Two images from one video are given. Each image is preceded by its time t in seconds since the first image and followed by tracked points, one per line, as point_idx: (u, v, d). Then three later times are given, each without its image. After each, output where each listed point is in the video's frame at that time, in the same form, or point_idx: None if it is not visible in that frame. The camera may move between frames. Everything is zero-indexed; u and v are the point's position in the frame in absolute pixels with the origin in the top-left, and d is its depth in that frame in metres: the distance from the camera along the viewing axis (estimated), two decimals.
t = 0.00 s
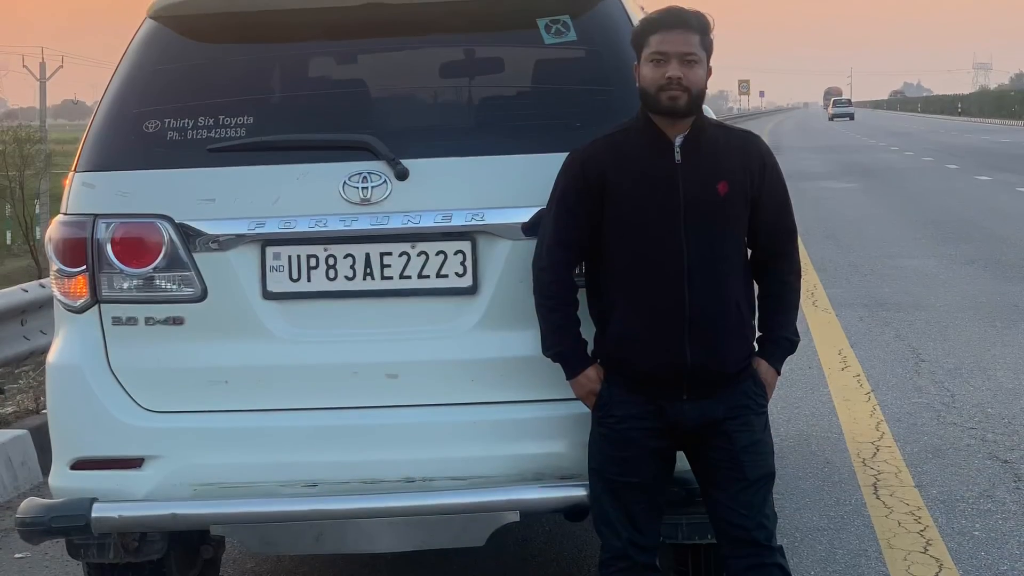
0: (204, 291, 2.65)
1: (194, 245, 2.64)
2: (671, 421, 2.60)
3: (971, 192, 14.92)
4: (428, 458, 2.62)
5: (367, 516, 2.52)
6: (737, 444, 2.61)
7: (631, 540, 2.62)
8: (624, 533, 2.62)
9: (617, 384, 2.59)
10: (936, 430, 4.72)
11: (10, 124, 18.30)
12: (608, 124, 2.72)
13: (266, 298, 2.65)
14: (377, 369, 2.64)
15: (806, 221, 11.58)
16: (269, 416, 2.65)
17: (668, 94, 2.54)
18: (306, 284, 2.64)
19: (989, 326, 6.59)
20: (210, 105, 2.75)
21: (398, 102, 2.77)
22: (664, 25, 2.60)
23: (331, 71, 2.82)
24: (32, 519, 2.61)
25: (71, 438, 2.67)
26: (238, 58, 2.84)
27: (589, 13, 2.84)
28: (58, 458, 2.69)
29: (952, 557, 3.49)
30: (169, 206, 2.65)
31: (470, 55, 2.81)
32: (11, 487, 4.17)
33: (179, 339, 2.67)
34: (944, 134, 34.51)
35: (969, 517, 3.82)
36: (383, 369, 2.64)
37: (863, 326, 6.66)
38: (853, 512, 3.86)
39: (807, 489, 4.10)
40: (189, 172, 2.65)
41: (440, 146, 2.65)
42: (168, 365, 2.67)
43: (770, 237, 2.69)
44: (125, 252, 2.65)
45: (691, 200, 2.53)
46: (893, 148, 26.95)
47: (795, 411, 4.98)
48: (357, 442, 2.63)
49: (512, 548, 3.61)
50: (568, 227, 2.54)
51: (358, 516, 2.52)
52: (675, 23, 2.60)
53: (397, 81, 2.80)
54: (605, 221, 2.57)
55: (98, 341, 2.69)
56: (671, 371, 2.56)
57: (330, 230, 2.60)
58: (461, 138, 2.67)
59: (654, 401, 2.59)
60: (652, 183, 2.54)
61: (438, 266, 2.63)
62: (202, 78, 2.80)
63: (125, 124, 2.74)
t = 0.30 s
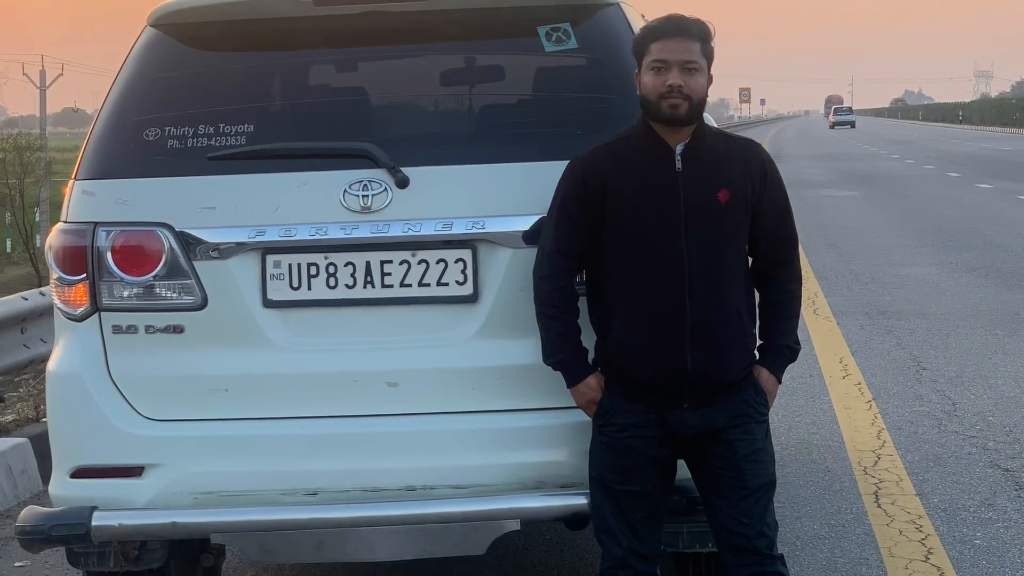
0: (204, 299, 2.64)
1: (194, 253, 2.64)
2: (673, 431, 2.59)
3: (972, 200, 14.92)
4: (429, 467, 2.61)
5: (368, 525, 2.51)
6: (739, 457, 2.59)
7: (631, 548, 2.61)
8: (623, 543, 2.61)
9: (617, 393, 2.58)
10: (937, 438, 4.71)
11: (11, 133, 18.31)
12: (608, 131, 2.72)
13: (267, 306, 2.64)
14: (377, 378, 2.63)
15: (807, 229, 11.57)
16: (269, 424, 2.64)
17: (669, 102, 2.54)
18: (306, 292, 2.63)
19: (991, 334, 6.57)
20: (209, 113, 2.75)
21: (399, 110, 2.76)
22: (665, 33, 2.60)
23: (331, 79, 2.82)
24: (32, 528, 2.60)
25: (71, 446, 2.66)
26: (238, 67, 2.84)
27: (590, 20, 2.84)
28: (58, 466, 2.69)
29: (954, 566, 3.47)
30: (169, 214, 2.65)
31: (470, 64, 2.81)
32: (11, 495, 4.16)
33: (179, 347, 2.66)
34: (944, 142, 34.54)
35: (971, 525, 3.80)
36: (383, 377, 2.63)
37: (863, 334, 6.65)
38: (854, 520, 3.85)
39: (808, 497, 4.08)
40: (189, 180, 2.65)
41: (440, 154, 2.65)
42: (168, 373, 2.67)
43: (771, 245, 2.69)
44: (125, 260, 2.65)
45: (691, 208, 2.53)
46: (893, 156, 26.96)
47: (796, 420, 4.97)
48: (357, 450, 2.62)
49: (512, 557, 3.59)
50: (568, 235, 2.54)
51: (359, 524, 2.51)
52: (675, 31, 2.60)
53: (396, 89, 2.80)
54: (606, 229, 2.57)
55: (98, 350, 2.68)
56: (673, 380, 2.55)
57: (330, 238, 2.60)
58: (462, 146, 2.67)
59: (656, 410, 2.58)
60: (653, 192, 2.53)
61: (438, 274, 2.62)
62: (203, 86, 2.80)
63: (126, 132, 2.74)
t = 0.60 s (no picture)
0: (204, 307, 2.64)
1: (194, 261, 2.63)
2: (674, 439, 2.58)
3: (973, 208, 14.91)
4: (430, 475, 2.60)
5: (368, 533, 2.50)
6: (739, 466, 2.58)
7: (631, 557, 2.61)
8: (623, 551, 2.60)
9: (618, 401, 2.57)
10: (939, 447, 4.69)
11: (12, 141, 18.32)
12: (609, 139, 2.71)
13: (267, 314, 2.64)
14: (378, 387, 2.62)
15: (807, 237, 11.57)
16: (269, 433, 2.63)
17: (670, 109, 2.53)
18: (306, 300, 2.63)
19: (992, 343, 6.56)
20: (210, 121, 2.75)
21: (399, 118, 2.75)
22: (666, 41, 2.59)
23: (331, 88, 2.82)
24: (32, 536, 2.59)
25: (70, 455, 2.65)
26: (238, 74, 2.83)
27: (591, 28, 2.83)
28: (58, 475, 2.68)
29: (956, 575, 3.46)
30: (169, 222, 2.64)
31: (470, 72, 2.80)
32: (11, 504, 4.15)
33: (179, 355, 2.65)
34: (945, 152, 34.51)
35: (972, 534, 3.79)
36: (383, 385, 2.62)
37: (865, 342, 6.64)
38: (856, 529, 3.83)
39: (809, 506, 4.07)
40: (189, 188, 2.64)
41: (440, 162, 2.64)
42: (168, 382, 2.66)
43: (771, 254, 2.68)
44: (125, 268, 2.64)
45: (692, 216, 2.52)
46: (894, 164, 26.97)
47: (797, 428, 4.95)
48: (357, 459, 2.61)
49: (513, 566, 3.58)
50: (569, 242, 2.53)
51: (359, 533, 2.50)
52: (676, 38, 2.60)
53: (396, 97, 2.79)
54: (606, 237, 2.56)
55: (98, 358, 2.67)
56: (674, 388, 2.54)
57: (330, 246, 2.59)
58: (462, 154, 2.66)
59: (657, 418, 2.57)
60: (653, 199, 2.53)
61: (439, 282, 2.61)
62: (203, 94, 2.79)
63: (126, 141, 2.73)
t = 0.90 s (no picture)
0: (205, 315, 2.63)
1: (194, 269, 2.62)
2: (674, 447, 2.57)
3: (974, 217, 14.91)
4: (431, 484, 2.59)
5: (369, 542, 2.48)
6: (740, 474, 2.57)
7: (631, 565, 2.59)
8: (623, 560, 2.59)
9: (619, 408, 2.56)
10: (940, 455, 4.68)
11: (13, 150, 18.32)
12: (610, 147, 2.71)
13: (267, 323, 2.63)
14: (379, 395, 2.61)
15: (808, 246, 11.56)
16: (269, 441, 2.62)
17: (671, 118, 2.53)
18: (306, 309, 2.62)
19: (993, 351, 6.55)
20: (210, 129, 2.74)
21: (399, 126, 2.74)
22: (667, 49, 2.59)
23: (331, 96, 2.81)
24: (32, 545, 2.58)
25: (70, 463, 2.64)
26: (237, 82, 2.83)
27: (592, 36, 2.83)
28: (58, 483, 2.67)
29: None
30: (169, 230, 2.63)
31: (470, 80, 2.80)
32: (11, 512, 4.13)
33: (179, 363, 2.65)
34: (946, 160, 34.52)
35: (974, 542, 3.77)
36: (383, 394, 2.61)
37: (866, 350, 6.62)
38: (857, 537, 3.82)
39: (810, 514, 4.05)
40: (190, 196, 2.64)
41: (441, 170, 2.64)
42: (168, 390, 2.65)
43: (772, 262, 2.68)
44: (125, 276, 2.63)
45: (693, 224, 2.52)
46: (895, 173, 26.98)
47: (798, 436, 4.94)
48: (358, 467, 2.60)
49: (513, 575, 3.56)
50: (569, 251, 2.52)
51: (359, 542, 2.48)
52: (676, 46, 2.59)
53: (397, 105, 2.79)
54: (606, 245, 2.55)
55: (98, 366, 2.66)
56: (675, 397, 2.53)
57: (330, 254, 2.58)
58: (463, 162, 2.66)
59: (657, 427, 2.56)
60: (653, 207, 2.52)
61: (439, 290, 2.61)
62: (203, 102, 2.79)
63: (126, 149, 2.73)
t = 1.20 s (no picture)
0: (205, 323, 2.62)
1: (194, 277, 2.62)
2: (674, 456, 2.56)
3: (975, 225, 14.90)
4: (431, 492, 2.58)
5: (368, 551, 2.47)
6: (739, 483, 2.56)
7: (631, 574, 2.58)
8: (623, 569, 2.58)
9: (619, 417, 2.55)
10: (941, 464, 4.66)
11: (13, 158, 18.32)
12: (611, 155, 2.70)
13: (267, 331, 2.62)
14: (380, 403, 2.60)
15: (809, 254, 11.55)
16: (270, 450, 2.61)
17: (672, 126, 2.53)
18: (307, 317, 2.61)
19: (994, 360, 6.53)
20: (210, 137, 2.74)
21: (400, 134, 2.74)
22: (668, 57, 2.59)
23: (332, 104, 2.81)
24: (32, 553, 2.57)
25: (70, 472, 2.63)
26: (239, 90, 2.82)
27: (593, 44, 2.83)
28: (58, 492, 2.66)
29: None
30: (170, 238, 2.63)
31: (471, 88, 2.79)
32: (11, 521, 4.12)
33: (179, 372, 2.64)
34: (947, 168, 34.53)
35: (975, 551, 3.76)
36: (383, 402, 2.60)
37: (867, 358, 6.61)
38: (858, 546, 3.80)
39: (811, 522, 4.03)
40: (190, 205, 2.63)
41: (441, 178, 2.63)
42: (167, 399, 2.64)
43: (773, 270, 2.67)
44: (126, 285, 2.63)
45: (694, 232, 2.51)
46: (895, 181, 26.98)
47: (799, 445, 4.92)
48: (358, 476, 2.59)
49: None
50: (571, 259, 2.51)
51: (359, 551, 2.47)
52: (677, 54, 2.59)
53: (397, 113, 2.78)
54: (607, 253, 2.54)
55: (98, 375, 2.66)
56: (676, 405, 2.52)
57: (331, 263, 2.58)
58: (463, 170, 2.65)
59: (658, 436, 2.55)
60: (655, 216, 2.51)
61: (440, 298, 2.60)
62: (203, 110, 2.79)
63: (126, 157, 2.72)
